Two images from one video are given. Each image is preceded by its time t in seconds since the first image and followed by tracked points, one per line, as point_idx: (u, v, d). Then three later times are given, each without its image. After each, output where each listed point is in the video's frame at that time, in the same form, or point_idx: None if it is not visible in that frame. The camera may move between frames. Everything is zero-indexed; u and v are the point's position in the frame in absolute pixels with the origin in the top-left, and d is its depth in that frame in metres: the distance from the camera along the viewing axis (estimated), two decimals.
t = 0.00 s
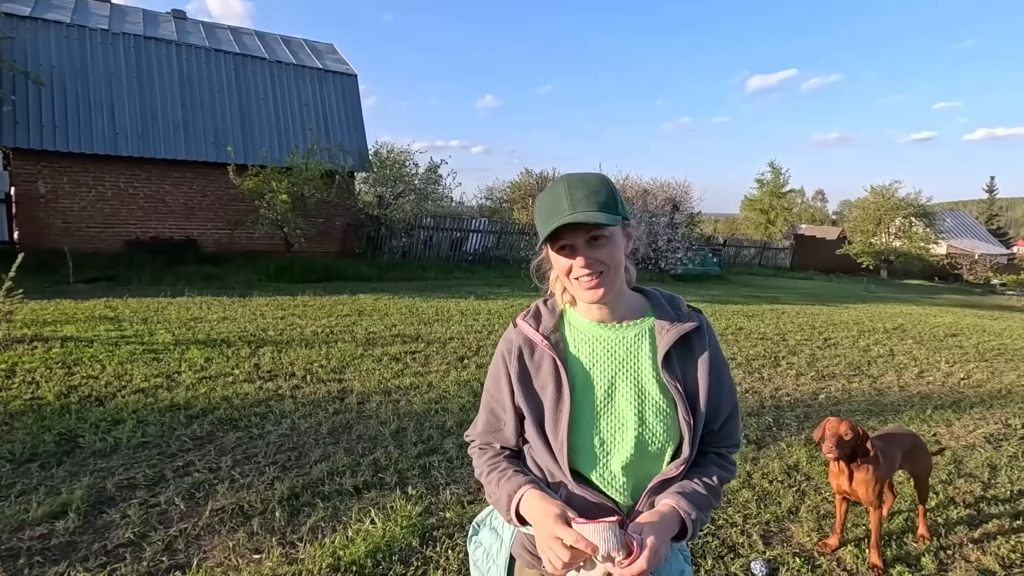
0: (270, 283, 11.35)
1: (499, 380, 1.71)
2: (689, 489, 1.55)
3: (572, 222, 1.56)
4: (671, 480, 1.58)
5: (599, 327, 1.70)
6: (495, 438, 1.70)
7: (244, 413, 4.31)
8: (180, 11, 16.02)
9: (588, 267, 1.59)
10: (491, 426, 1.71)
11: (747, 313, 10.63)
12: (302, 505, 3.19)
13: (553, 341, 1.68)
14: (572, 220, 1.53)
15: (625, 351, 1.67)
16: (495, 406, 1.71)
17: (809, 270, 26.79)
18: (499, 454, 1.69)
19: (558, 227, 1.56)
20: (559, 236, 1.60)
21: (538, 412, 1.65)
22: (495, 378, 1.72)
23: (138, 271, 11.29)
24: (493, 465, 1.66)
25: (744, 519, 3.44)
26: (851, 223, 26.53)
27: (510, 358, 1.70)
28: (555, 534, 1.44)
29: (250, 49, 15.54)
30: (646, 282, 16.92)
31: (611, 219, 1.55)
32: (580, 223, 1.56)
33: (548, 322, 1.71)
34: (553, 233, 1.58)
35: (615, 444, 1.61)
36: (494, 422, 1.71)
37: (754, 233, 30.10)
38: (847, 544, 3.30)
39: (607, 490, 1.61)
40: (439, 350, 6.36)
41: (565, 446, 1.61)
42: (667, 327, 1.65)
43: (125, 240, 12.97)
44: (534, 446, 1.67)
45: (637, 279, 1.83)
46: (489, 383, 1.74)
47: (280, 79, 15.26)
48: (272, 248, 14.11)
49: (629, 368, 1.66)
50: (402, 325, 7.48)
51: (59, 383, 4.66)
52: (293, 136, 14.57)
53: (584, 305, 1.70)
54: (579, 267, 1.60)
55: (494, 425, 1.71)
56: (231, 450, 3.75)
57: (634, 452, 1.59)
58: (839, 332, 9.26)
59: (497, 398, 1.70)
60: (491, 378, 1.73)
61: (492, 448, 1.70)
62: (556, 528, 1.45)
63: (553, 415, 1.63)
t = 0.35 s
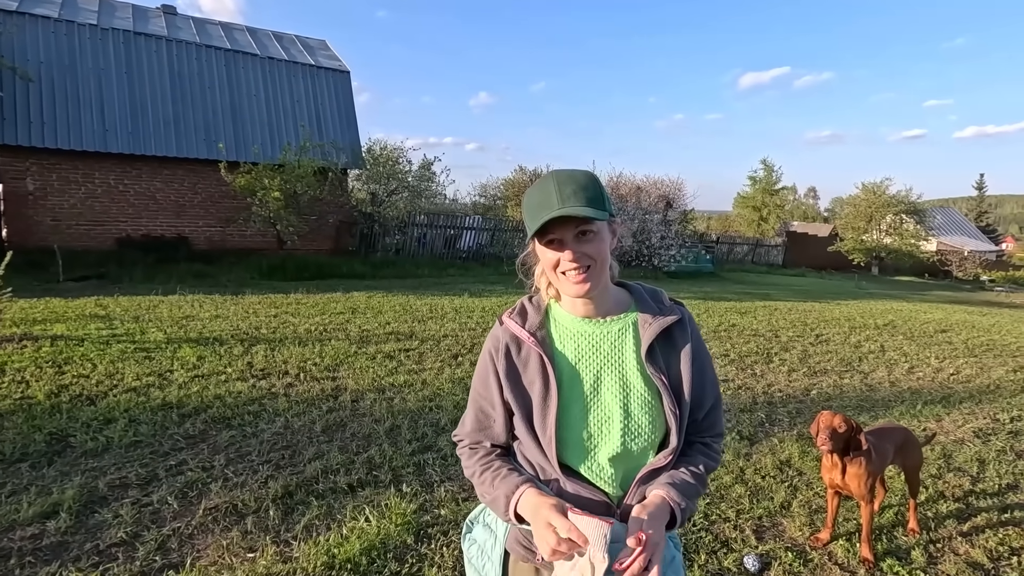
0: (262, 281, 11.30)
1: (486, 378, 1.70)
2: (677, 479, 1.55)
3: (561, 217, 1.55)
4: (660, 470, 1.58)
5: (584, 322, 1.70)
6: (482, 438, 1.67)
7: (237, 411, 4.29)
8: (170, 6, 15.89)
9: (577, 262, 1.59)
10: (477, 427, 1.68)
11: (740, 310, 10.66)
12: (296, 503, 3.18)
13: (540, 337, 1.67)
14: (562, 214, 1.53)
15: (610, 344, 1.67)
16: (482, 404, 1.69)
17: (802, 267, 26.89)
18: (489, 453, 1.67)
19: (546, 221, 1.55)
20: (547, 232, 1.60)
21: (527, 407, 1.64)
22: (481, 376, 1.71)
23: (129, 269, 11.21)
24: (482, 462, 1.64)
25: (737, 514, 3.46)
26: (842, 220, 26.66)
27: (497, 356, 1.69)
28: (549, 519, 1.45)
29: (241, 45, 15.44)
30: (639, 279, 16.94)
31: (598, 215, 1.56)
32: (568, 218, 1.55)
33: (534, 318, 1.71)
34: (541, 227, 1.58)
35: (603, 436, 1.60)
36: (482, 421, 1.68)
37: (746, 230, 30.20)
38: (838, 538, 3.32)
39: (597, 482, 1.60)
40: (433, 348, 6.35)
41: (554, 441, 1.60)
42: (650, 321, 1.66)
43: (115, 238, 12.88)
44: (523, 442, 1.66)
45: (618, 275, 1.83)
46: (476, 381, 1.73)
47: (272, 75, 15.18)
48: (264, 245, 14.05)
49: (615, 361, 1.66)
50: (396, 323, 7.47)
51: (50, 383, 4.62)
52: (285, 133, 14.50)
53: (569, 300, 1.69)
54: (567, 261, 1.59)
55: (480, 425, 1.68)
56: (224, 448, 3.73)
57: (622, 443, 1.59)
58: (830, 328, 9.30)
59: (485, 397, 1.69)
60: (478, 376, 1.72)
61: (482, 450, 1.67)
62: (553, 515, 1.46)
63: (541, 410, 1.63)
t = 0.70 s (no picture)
0: (255, 279, 11.25)
1: (484, 368, 1.69)
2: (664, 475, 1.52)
3: (559, 215, 1.55)
4: (652, 459, 1.57)
5: (579, 314, 1.70)
6: (475, 429, 1.65)
7: (231, 410, 4.27)
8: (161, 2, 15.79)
9: (574, 258, 1.59)
10: (471, 418, 1.66)
11: (733, 307, 10.69)
12: (291, 502, 3.17)
13: (536, 328, 1.67)
14: (561, 211, 1.52)
15: (603, 335, 1.67)
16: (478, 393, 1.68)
17: (795, 264, 26.99)
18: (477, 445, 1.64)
19: (545, 220, 1.54)
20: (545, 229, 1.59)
21: (525, 395, 1.64)
22: (479, 364, 1.71)
23: (120, 267, 11.15)
24: (472, 454, 1.60)
25: (730, 509, 3.47)
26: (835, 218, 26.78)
27: (495, 344, 1.69)
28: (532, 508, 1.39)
29: (233, 41, 15.36)
30: (633, 276, 16.95)
31: (596, 213, 1.55)
32: (567, 216, 1.55)
33: (530, 311, 1.70)
34: (541, 224, 1.57)
35: (598, 424, 1.60)
36: (477, 411, 1.66)
37: (740, 228, 30.28)
38: (830, 533, 3.34)
39: (592, 470, 1.59)
40: (427, 346, 6.34)
41: (552, 430, 1.59)
42: (640, 314, 1.66)
43: (106, 236, 12.81)
44: (520, 431, 1.65)
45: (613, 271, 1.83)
46: (473, 369, 1.72)
47: (264, 72, 15.10)
48: (257, 243, 14.00)
49: (609, 352, 1.66)
50: (390, 321, 7.45)
51: (41, 382, 4.58)
52: (277, 130, 14.45)
53: (565, 294, 1.70)
54: (565, 258, 1.59)
55: (475, 416, 1.66)
56: (218, 447, 3.71)
57: (615, 431, 1.59)
58: (823, 325, 9.34)
59: (481, 387, 1.67)
60: (475, 365, 1.72)
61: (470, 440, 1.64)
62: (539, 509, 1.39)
63: (538, 397, 1.62)
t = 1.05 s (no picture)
0: (249, 277, 11.21)
1: (486, 363, 1.69)
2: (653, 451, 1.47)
3: (559, 215, 1.55)
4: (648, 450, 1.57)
5: (575, 310, 1.70)
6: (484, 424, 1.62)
7: (226, 408, 4.26)
8: None
9: (573, 258, 1.59)
10: (478, 415, 1.64)
11: (727, 304, 10.71)
12: (286, 500, 3.16)
13: (534, 325, 1.67)
14: (561, 213, 1.52)
15: (598, 330, 1.67)
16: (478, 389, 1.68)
17: (788, 261, 27.08)
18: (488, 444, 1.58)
19: (545, 220, 1.54)
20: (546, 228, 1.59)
21: (525, 390, 1.65)
22: (479, 360, 1.71)
23: (112, 266, 11.10)
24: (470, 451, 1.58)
25: (725, 505, 3.48)
26: (828, 215, 26.88)
27: (496, 339, 1.69)
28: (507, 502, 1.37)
29: (226, 38, 15.28)
30: (628, 273, 16.97)
31: (596, 215, 1.55)
32: (566, 216, 1.55)
33: (527, 308, 1.71)
34: (540, 224, 1.57)
35: (594, 419, 1.60)
36: (481, 407, 1.64)
37: (734, 225, 30.39)
38: (825, 529, 3.34)
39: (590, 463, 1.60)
40: (422, 344, 6.33)
41: (551, 424, 1.60)
42: (635, 309, 1.65)
43: (99, 233, 12.73)
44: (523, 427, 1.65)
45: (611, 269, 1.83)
46: (474, 365, 1.72)
47: (257, 68, 15.04)
48: (251, 241, 13.95)
49: (604, 348, 1.66)
50: (385, 319, 7.44)
51: (33, 381, 4.55)
52: (271, 127, 14.40)
53: (563, 292, 1.70)
54: (563, 258, 1.59)
55: (482, 412, 1.64)
56: (212, 446, 3.70)
57: (611, 425, 1.59)
58: (816, 322, 9.38)
59: (485, 382, 1.66)
60: (476, 361, 1.72)
61: (481, 439, 1.59)
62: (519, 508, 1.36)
63: (538, 392, 1.62)
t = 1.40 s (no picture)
0: (244, 275, 11.17)
1: (479, 363, 1.69)
2: (667, 476, 1.51)
3: (557, 205, 1.55)
4: (642, 454, 1.57)
5: (573, 311, 1.69)
6: (470, 422, 1.65)
7: (221, 406, 4.25)
8: None
9: (571, 251, 1.59)
10: (466, 413, 1.67)
11: (723, 301, 10.73)
12: (282, 498, 3.16)
13: (529, 324, 1.67)
14: (561, 199, 1.52)
15: (595, 332, 1.66)
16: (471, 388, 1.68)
17: (784, 258, 27.15)
18: (472, 442, 1.62)
19: (544, 208, 1.55)
20: (545, 219, 1.59)
21: (517, 391, 1.64)
22: (473, 359, 1.71)
23: (106, 263, 11.04)
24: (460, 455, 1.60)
25: (719, 501, 3.49)
26: (823, 212, 26.96)
27: (489, 339, 1.69)
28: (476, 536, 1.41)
29: (220, 34, 15.20)
30: (624, 271, 16.98)
31: (595, 205, 1.56)
32: (565, 206, 1.55)
33: (524, 306, 1.71)
34: (539, 215, 1.57)
35: (586, 421, 1.60)
36: (471, 406, 1.67)
37: (729, 223, 30.45)
38: (820, 525, 3.35)
39: (580, 464, 1.60)
40: (418, 341, 6.32)
41: (541, 425, 1.60)
42: (635, 311, 1.64)
43: (92, 231, 12.67)
44: (512, 425, 1.66)
45: (611, 268, 1.82)
46: (468, 364, 1.72)
47: (251, 65, 14.98)
48: (246, 239, 13.90)
49: (600, 350, 1.65)
50: (381, 316, 7.43)
51: (25, 380, 4.53)
52: (265, 124, 14.35)
53: (561, 290, 1.69)
54: (561, 249, 1.59)
55: (471, 411, 1.67)
56: (208, 444, 3.69)
57: (605, 428, 1.59)
58: (811, 318, 9.41)
59: (477, 382, 1.67)
60: (470, 360, 1.72)
61: (467, 435, 1.63)
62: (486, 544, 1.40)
63: (530, 394, 1.62)
